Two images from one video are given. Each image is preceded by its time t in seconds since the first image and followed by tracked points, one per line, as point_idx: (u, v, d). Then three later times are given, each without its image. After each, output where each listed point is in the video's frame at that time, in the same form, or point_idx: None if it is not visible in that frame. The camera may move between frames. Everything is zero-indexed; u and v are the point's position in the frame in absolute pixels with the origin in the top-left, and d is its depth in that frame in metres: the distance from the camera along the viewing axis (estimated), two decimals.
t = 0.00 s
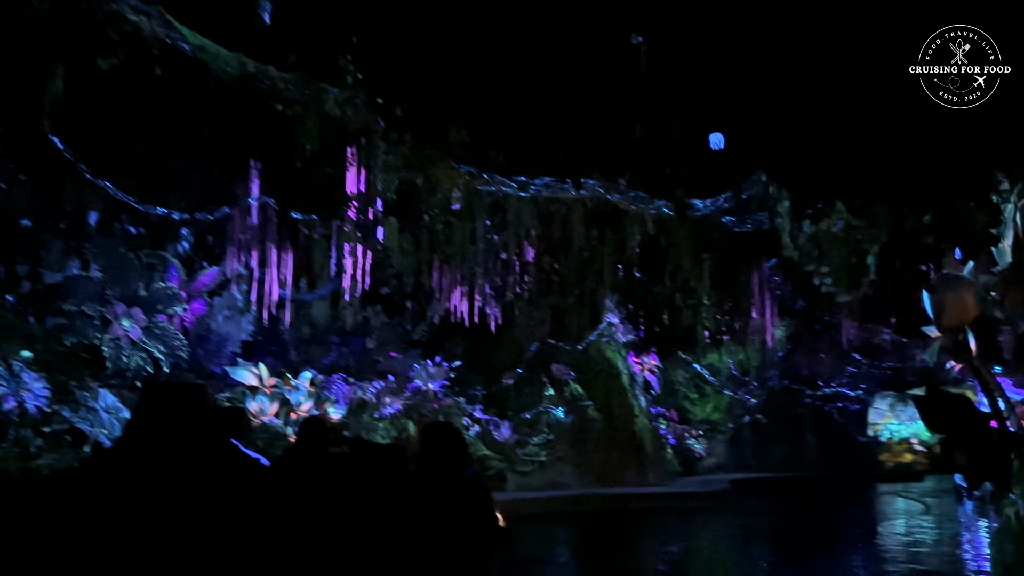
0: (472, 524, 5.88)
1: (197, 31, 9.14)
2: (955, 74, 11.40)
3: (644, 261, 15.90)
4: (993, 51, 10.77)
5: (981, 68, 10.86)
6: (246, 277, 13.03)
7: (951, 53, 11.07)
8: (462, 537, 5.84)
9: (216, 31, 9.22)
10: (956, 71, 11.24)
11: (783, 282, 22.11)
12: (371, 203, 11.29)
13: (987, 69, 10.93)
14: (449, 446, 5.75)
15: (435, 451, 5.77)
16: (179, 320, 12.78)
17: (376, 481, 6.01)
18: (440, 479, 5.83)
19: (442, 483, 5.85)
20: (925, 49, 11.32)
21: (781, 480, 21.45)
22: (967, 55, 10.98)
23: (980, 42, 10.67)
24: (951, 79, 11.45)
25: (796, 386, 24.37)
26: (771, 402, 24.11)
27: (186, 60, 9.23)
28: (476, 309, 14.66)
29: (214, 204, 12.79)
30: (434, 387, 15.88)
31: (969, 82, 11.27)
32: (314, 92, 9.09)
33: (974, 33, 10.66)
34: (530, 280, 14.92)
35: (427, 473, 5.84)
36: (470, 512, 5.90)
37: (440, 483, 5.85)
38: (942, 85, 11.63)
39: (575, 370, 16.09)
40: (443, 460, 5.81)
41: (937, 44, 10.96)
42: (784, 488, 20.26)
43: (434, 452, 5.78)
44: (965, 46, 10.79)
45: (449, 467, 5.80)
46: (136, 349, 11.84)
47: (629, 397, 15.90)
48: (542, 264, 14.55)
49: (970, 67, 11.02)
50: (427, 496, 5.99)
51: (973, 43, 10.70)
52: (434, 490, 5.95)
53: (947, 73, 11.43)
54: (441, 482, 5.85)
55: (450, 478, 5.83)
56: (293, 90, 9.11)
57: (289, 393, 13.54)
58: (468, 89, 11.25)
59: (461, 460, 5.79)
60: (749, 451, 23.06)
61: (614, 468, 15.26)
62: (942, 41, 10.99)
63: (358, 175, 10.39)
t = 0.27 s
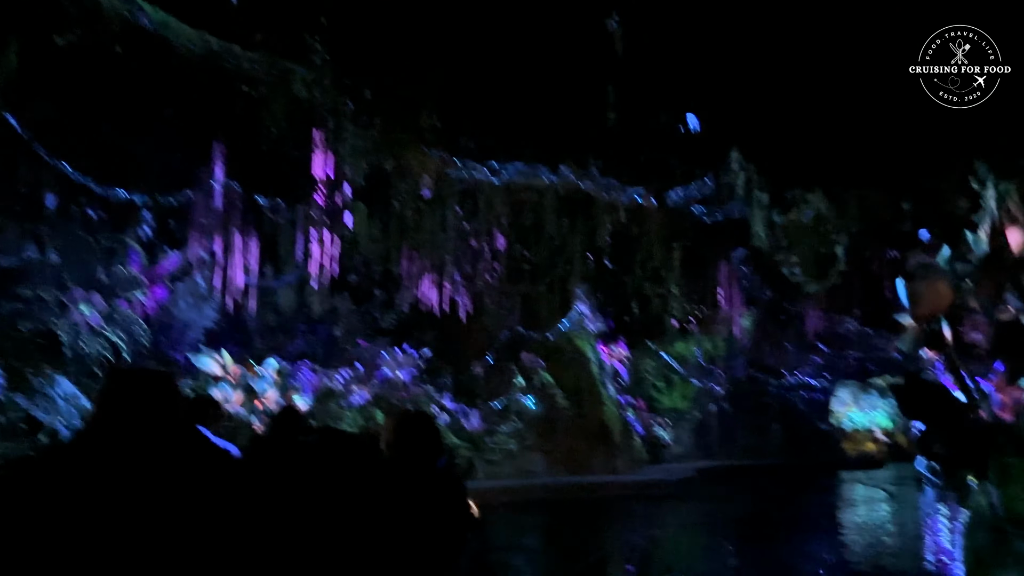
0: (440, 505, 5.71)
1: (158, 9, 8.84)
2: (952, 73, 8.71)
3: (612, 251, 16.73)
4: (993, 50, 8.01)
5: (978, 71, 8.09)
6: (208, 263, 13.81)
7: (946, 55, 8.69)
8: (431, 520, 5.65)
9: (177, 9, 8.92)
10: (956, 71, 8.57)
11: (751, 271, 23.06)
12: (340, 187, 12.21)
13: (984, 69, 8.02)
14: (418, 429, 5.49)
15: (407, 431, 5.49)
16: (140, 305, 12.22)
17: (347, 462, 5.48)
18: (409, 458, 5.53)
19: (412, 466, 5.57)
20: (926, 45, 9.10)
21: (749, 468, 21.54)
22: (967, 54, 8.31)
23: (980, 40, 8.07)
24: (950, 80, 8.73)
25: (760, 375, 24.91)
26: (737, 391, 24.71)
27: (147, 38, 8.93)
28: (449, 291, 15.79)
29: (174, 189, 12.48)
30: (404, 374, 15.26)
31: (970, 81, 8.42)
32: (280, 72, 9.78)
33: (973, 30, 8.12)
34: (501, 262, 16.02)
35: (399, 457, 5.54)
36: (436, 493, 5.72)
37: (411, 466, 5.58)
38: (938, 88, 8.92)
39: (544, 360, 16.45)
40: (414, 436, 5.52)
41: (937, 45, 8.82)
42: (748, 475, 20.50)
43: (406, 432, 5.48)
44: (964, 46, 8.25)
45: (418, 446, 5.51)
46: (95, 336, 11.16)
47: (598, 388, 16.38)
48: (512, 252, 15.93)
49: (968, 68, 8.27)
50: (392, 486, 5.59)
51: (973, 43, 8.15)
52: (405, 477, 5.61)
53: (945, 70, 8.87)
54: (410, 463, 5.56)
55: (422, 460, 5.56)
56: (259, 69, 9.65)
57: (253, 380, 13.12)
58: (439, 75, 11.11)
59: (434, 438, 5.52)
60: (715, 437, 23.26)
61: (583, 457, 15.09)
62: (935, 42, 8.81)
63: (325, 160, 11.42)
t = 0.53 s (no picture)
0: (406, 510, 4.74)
1: None
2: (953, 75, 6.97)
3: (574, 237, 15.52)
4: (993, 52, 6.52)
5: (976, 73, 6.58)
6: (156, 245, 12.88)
7: (947, 56, 7.13)
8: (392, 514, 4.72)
9: None
10: (955, 72, 6.91)
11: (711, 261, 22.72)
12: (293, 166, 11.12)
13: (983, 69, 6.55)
14: (383, 417, 4.54)
15: (371, 420, 4.54)
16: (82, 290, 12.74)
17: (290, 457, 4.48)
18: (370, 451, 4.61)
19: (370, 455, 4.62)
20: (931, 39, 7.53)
21: (702, 456, 21.89)
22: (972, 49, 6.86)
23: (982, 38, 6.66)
24: (951, 81, 6.98)
25: (716, 363, 24.82)
26: (694, 381, 24.66)
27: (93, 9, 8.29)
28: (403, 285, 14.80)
29: (120, 168, 12.29)
30: (360, 361, 15.80)
31: (969, 83, 6.72)
32: (234, 48, 8.39)
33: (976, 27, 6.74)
34: (456, 267, 14.81)
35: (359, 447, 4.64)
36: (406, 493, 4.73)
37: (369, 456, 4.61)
38: (936, 89, 7.03)
39: (503, 347, 16.14)
40: (376, 427, 4.59)
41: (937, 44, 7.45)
42: (703, 463, 20.77)
43: (369, 421, 4.57)
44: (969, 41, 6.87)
45: (381, 439, 4.59)
46: (34, 321, 12.06)
47: (557, 376, 16.11)
48: (471, 238, 14.21)
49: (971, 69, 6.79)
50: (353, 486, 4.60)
51: (973, 42, 6.72)
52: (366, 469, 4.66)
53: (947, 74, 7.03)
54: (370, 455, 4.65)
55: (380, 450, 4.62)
56: (212, 45, 8.49)
57: (205, 367, 13.13)
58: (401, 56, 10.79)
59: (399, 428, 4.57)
60: (670, 428, 23.78)
61: (541, 446, 15.16)
62: (936, 45, 7.24)
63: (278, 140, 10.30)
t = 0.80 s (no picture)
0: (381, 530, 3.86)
1: None
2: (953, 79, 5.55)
3: (551, 231, 15.60)
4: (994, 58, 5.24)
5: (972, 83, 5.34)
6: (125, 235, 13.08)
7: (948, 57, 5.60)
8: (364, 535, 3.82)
9: None
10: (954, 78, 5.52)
11: (687, 255, 22.90)
12: (267, 155, 10.97)
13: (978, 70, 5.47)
14: (361, 417, 3.65)
15: (346, 420, 3.67)
16: (49, 279, 11.76)
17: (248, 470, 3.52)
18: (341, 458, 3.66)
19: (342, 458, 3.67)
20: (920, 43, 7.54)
21: (677, 449, 22.02)
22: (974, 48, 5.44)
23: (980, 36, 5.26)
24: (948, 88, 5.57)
25: (691, 358, 24.66)
26: (668, 375, 24.50)
27: None
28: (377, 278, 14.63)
29: (90, 155, 11.88)
30: (334, 356, 15.14)
31: (966, 86, 5.37)
32: (208, 30, 8.23)
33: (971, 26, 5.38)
34: (434, 260, 15.29)
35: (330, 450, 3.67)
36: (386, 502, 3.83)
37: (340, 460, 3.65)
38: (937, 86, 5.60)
39: (480, 340, 15.62)
40: (352, 427, 3.70)
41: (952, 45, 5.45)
42: (678, 457, 20.85)
43: (344, 421, 3.68)
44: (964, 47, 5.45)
45: (358, 437, 3.68)
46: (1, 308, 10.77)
47: (535, 367, 15.53)
48: (449, 231, 14.42)
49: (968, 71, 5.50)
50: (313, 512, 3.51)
51: (973, 43, 5.41)
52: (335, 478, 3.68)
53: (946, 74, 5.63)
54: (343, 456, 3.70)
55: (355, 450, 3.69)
56: (185, 27, 8.28)
57: (175, 360, 12.76)
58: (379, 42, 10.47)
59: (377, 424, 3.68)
60: (646, 420, 23.95)
61: (516, 440, 15.17)
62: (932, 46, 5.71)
63: (252, 126, 10.17)
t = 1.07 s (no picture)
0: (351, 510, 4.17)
1: None
2: (954, 74, 4.96)
3: (525, 222, 15.64)
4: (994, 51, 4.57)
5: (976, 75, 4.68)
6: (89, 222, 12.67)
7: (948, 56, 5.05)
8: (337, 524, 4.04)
9: None
10: (952, 71, 4.94)
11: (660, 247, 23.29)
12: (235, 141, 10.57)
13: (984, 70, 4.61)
14: (337, 407, 3.96)
15: (324, 409, 3.96)
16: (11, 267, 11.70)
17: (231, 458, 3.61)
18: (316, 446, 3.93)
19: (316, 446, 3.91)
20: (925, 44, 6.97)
21: (650, 441, 22.06)
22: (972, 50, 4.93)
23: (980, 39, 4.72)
24: (950, 82, 4.97)
25: (664, 351, 24.85)
26: (640, 367, 24.48)
27: None
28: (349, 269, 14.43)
29: (52, 140, 11.59)
30: (304, 348, 14.66)
31: (970, 82, 4.77)
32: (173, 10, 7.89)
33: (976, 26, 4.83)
34: (407, 250, 15.04)
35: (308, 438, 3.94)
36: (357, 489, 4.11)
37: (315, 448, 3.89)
38: (931, 89, 4.99)
39: (454, 331, 15.43)
40: (327, 417, 3.98)
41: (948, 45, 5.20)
42: (650, 449, 20.94)
43: (322, 412, 3.97)
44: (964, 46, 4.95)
45: (332, 425, 3.97)
46: None
47: (508, 358, 15.29)
48: (424, 221, 14.16)
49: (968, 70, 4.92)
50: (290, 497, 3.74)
51: (972, 44, 4.86)
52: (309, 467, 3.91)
53: (947, 74, 5.00)
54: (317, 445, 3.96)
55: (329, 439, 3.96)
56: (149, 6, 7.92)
57: (140, 349, 12.52)
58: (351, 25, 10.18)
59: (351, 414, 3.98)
60: (618, 412, 23.78)
61: (488, 432, 15.10)
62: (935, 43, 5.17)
63: (220, 112, 9.86)
